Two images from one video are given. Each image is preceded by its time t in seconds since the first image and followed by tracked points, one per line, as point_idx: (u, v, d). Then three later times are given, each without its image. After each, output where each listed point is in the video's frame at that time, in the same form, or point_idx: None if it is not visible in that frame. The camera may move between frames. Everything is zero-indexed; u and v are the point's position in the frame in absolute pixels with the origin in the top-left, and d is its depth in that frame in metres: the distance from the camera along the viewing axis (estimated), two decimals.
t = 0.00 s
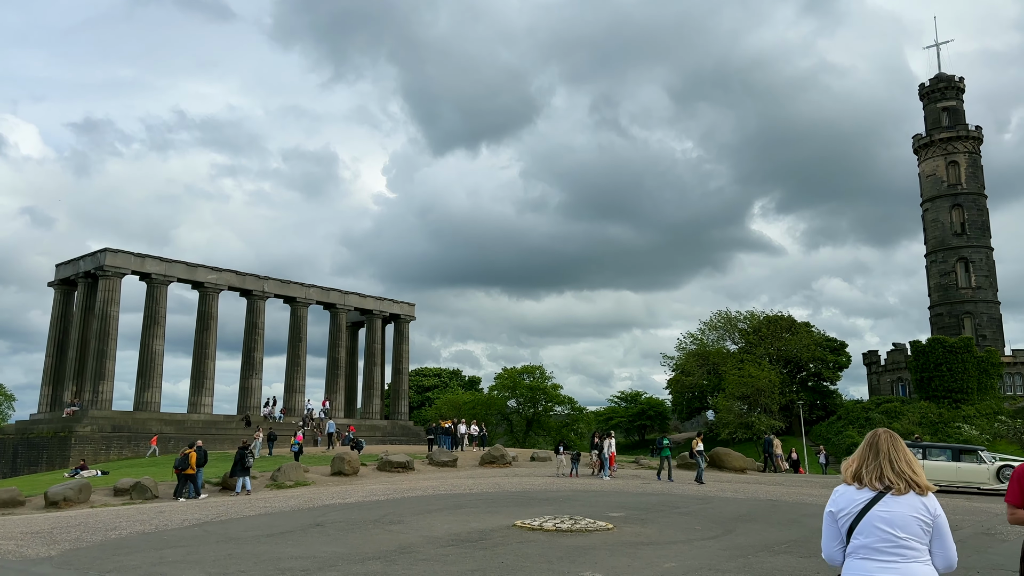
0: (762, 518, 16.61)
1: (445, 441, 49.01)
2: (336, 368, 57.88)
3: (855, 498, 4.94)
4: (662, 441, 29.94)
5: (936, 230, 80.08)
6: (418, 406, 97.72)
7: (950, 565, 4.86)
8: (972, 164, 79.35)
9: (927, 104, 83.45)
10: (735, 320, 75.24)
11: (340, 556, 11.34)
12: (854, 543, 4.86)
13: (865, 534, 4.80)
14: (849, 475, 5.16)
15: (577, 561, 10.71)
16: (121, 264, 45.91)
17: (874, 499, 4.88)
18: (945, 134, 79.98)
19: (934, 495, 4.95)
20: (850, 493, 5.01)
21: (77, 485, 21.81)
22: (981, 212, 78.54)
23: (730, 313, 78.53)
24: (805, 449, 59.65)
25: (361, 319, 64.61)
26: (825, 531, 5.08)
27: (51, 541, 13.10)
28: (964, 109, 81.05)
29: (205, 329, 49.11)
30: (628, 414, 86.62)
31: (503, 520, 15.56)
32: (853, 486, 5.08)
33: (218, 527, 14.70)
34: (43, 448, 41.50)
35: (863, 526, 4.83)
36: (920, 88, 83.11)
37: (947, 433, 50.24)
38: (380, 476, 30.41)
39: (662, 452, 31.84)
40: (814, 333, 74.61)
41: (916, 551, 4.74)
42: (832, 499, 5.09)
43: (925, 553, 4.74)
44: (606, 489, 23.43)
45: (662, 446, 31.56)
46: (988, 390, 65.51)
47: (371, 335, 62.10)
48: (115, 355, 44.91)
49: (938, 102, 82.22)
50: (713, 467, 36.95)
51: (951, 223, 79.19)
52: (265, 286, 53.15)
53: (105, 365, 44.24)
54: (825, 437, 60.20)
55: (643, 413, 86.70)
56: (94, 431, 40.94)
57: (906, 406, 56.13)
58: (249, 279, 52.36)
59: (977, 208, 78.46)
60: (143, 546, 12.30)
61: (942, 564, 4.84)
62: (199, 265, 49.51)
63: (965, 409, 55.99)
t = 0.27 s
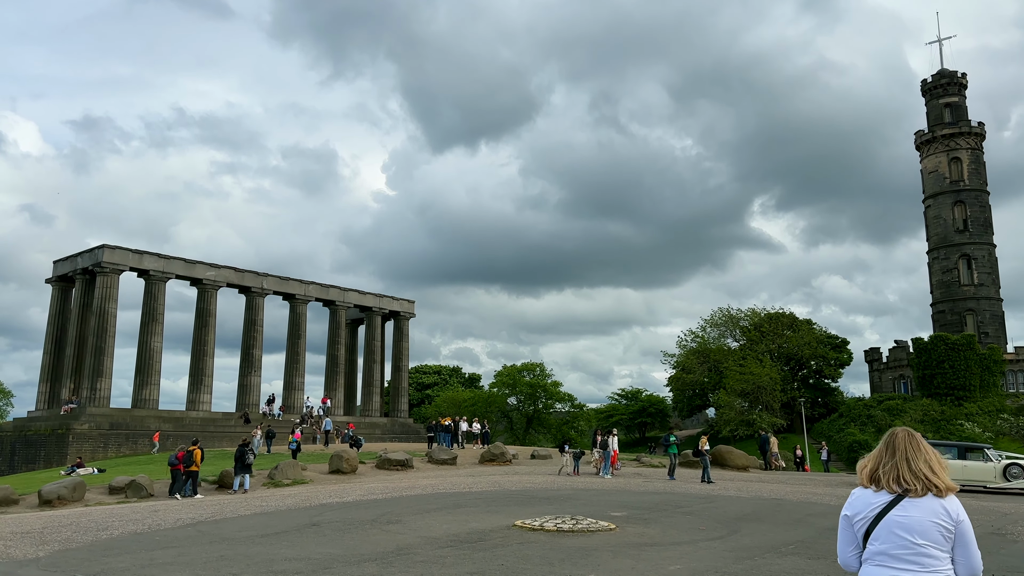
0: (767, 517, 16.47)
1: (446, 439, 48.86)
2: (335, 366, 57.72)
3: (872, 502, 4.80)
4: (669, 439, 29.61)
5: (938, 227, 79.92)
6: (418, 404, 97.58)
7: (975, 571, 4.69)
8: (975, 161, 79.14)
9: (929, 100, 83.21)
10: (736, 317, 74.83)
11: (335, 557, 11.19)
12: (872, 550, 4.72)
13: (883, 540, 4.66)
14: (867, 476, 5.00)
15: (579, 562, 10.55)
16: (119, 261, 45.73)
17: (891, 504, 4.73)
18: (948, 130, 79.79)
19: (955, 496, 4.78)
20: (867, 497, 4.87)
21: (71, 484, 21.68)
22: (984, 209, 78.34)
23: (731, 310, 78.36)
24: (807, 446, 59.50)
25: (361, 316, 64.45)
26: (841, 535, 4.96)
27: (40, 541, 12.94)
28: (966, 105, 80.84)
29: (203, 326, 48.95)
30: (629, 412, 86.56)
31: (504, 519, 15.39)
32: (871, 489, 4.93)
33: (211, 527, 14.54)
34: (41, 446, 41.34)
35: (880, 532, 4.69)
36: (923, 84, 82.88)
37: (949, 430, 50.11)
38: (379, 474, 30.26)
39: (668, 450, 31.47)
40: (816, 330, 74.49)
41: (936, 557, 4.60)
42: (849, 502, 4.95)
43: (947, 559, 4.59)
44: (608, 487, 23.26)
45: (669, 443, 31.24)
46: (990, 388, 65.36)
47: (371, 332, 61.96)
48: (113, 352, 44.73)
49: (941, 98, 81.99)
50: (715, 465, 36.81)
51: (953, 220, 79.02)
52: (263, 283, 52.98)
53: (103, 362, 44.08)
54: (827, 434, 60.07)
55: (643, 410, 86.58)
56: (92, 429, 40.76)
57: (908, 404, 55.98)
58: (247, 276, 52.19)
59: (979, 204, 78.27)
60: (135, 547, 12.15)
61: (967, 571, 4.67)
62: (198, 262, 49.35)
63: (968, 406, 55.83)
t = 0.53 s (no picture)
0: (772, 515, 16.36)
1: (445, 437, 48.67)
2: (334, 363, 57.58)
3: (913, 498, 4.68)
4: (679, 438, 29.21)
5: (940, 223, 79.80)
6: (418, 401, 97.48)
7: None
8: (977, 157, 78.97)
9: (930, 96, 83.03)
10: (737, 316, 74.63)
11: (331, 556, 11.05)
12: (912, 547, 4.61)
13: (926, 537, 4.53)
14: (907, 473, 4.88)
15: (582, 562, 10.40)
16: (117, 257, 45.56)
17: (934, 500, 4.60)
18: (949, 126, 79.63)
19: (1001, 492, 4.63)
20: (907, 493, 4.75)
21: (65, 481, 21.52)
22: (986, 205, 78.19)
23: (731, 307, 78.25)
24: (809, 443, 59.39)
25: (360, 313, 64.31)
26: (879, 533, 4.85)
27: (32, 539, 12.78)
28: (968, 101, 80.67)
29: (202, 323, 48.79)
30: (628, 409, 86.49)
31: (505, 517, 15.24)
32: (911, 485, 4.81)
33: (205, 525, 14.40)
34: (39, 443, 41.20)
35: (922, 528, 4.57)
36: (924, 80, 82.69)
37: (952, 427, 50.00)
38: (377, 471, 30.11)
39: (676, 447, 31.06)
40: (817, 327, 74.40)
41: (981, 556, 4.45)
42: (887, 499, 4.84)
43: (992, 558, 4.46)
44: (609, 485, 23.11)
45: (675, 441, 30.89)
46: (992, 385, 65.24)
47: (370, 329, 61.82)
48: (111, 349, 44.59)
49: (943, 94, 81.82)
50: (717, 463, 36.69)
51: (955, 217, 78.88)
52: (262, 280, 52.82)
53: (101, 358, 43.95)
54: (828, 431, 59.96)
55: (644, 407, 86.48)
56: (89, 425, 40.59)
57: (910, 401, 55.84)
58: (246, 272, 52.03)
59: (981, 201, 78.10)
60: (127, 545, 12.01)
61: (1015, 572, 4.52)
62: (196, 258, 49.17)
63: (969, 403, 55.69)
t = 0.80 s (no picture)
0: (777, 516, 16.20)
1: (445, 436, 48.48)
2: (333, 361, 57.39)
3: (984, 512, 4.32)
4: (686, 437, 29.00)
5: (941, 221, 79.73)
6: (417, 399, 97.37)
7: None
8: (978, 155, 78.86)
9: (932, 94, 82.92)
10: (737, 313, 74.74)
11: (327, 560, 10.89)
12: (977, 564, 4.28)
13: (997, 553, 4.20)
14: (973, 482, 4.55)
15: (584, 566, 10.23)
16: (114, 254, 45.34)
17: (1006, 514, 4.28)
18: (951, 124, 79.53)
19: None
20: (976, 505, 4.40)
21: (59, 481, 21.33)
22: (987, 203, 78.10)
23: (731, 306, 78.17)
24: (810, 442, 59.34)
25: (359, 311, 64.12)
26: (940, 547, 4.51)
27: (21, 542, 12.57)
28: (969, 99, 80.56)
29: (199, 321, 48.58)
30: (627, 408, 86.39)
31: (506, 519, 15.08)
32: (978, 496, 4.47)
33: (198, 526, 14.22)
34: (35, 441, 41.01)
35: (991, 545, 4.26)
36: (925, 78, 82.58)
37: (953, 427, 49.94)
38: (376, 471, 29.97)
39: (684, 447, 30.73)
40: (817, 326, 74.36)
41: None
42: (950, 511, 4.50)
43: None
44: (610, 485, 22.95)
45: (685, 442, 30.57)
46: (993, 383, 65.19)
47: (369, 328, 61.64)
48: (107, 347, 44.39)
49: (944, 92, 81.71)
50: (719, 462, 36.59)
51: (956, 215, 78.78)
52: (260, 278, 52.62)
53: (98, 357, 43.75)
54: (828, 430, 59.90)
55: (643, 406, 86.39)
56: (86, 424, 40.39)
57: (911, 400, 55.79)
58: (244, 271, 51.82)
59: (982, 199, 78.00)
60: (119, 548, 11.84)
61: None
62: (193, 256, 48.97)
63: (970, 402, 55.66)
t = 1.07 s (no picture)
0: (780, 514, 16.06)
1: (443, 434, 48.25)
2: (330, 359, 57.19)
3: None
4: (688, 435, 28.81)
5: (940, 219, 79.71)
6: (415, 398, 97.21)
7: None
8: (977, 152, 78.82)
9: (931, 92, 82.89)
10: (736, 312, 74.87)
11: (319, 560, 10.73)
12: None
13: None
14: None
15: (586, 565, 10.10)
16: (110, 251, 45.11)
17: None
18: (950, 122, 79.50)
19: None
20: None
21: (50, 479, 21.09)
22: (986, 201, 78.07)
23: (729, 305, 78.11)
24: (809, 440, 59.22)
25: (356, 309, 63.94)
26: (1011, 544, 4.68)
27: (10, 541, 12.40)
28: (969, 97, 80.54)
29: (195, 319, 48.36)
30: (626, 406, 86.29)
31: (505, 517, 14.93)
32: None
33: (190, 525, 14.05)
34: (30, 439, 40.79)
35: None
36: (925, 76, 82.55)
37: (952, 425, 49.83)
38: (374, 469, 29.79)
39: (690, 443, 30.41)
40: (815, 324, 74.29)
41: None
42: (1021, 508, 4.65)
43: None
44: (610, 483, 22.76)
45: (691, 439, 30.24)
46: (992, 382, 65.16)
47: (367, 326, 61.46)
48: (103, 345, 44.16)
49: (943, 89, 81.69)
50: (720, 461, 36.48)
51: (955, 213, 78.73)
52: (257, 276, 52.41)
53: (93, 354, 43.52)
54: (827, 429, 59.79)
55: (642, 405, 86.27)
56: (81, 422, 40.16)
57: (909, 399, 55.70)
58: (241, 268, 51.60)
59: (981, 197, 77.98)
60: (109, 547, 11.67)
61: None
62: (190, 254, 48.76)
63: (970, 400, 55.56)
